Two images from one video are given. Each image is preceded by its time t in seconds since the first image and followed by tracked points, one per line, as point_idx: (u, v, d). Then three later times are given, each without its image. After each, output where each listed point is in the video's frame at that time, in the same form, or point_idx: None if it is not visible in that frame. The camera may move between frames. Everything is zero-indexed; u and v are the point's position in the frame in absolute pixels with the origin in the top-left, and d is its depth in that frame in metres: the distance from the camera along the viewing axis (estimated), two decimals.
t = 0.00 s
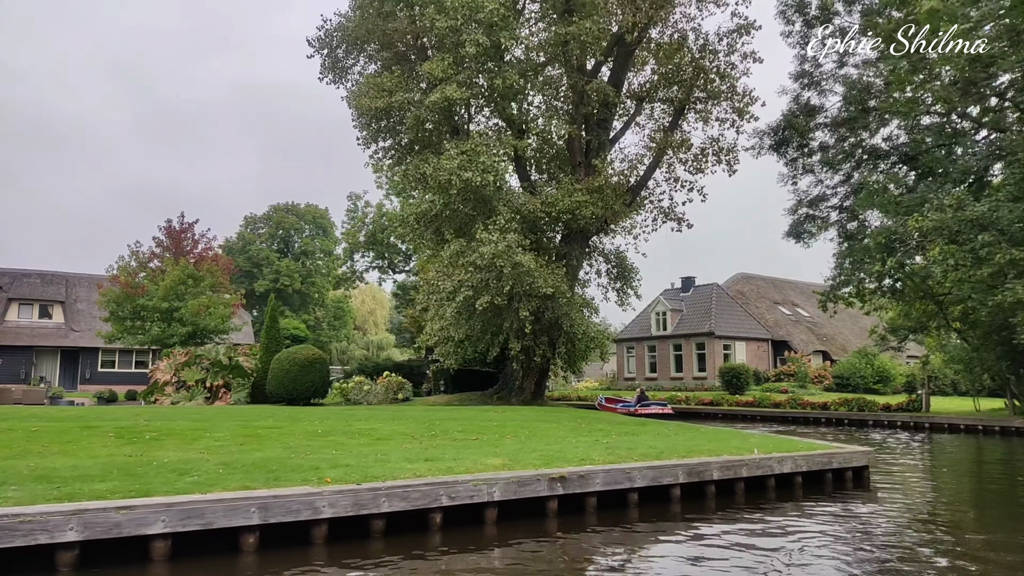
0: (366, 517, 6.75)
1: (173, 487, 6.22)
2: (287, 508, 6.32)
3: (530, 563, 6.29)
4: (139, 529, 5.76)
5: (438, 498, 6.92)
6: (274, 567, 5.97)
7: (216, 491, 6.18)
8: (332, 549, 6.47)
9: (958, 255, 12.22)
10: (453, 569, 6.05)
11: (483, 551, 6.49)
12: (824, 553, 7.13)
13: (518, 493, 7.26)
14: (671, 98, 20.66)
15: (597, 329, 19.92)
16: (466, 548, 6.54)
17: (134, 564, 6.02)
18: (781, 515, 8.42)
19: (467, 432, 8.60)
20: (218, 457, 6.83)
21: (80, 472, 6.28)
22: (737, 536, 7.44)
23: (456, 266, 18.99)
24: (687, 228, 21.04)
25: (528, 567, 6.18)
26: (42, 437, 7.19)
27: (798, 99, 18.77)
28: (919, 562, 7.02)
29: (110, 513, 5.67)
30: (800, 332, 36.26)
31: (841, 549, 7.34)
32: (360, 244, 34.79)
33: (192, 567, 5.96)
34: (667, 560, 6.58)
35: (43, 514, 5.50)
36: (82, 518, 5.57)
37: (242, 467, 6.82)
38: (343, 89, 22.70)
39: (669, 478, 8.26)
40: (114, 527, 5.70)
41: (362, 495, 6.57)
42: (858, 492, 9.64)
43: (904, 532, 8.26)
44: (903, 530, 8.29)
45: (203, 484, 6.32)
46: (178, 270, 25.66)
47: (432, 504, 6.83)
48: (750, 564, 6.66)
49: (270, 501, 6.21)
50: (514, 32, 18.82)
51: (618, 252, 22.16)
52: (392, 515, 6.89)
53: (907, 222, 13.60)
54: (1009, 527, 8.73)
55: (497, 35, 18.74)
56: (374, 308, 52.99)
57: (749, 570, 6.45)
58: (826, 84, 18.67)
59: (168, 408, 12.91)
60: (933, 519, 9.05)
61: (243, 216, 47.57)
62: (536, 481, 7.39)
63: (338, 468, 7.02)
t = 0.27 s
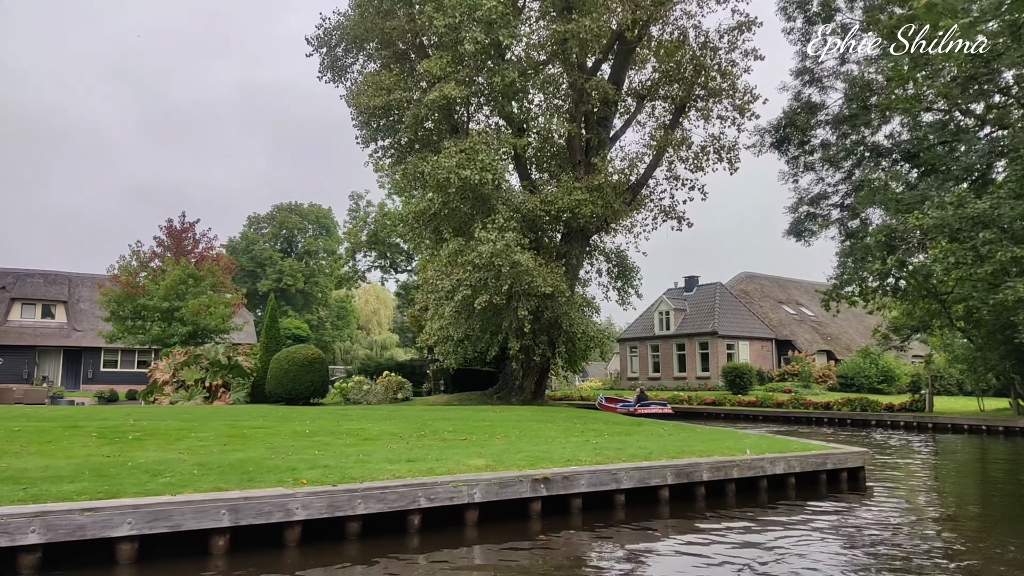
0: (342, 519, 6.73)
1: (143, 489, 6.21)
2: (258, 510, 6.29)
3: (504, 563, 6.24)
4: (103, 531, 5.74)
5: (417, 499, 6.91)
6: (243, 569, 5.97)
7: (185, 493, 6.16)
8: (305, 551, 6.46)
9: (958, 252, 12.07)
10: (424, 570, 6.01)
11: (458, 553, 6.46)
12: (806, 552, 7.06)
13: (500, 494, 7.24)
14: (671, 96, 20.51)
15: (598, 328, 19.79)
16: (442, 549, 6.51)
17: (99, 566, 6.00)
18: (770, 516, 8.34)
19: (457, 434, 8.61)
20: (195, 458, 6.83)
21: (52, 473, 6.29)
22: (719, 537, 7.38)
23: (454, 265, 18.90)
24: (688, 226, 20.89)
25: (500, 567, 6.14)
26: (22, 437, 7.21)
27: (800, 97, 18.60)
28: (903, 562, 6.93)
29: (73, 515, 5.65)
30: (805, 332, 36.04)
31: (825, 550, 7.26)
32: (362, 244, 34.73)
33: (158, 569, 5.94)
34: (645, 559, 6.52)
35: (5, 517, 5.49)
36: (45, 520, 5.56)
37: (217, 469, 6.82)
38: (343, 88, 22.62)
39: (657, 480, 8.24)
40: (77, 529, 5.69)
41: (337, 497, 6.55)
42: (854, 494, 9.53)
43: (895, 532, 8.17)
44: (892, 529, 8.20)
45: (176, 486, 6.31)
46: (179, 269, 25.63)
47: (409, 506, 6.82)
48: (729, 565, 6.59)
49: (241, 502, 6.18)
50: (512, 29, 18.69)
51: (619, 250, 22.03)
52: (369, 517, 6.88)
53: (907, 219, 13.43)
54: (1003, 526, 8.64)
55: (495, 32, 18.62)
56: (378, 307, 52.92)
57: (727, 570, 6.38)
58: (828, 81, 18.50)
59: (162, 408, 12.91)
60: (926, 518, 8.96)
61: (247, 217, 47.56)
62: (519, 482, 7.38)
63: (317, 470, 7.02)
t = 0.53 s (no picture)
0: (318, 521, 6.66)
1: (111, 490, 6.13)
2: (230, 512, 6.21)
3: (479, 565, 6.15)
4: (67, 533, 5.66)
5: (395, 501, 6.83)
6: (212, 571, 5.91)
7: (155, 494, 6.09)
8: (278, 553, 6.39)
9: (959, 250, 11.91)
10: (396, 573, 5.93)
11: (432, 555, 6.38)
12: (791, 553, 6.93)
13: (481, 496, 7.16)
14: (673, 93, 20.35)
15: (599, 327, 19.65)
16: (417, 551, 6.43)
17: (63, 569, 5.93)
18: (759, 517, 8.22)
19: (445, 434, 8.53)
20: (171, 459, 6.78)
21: (22, 474, 6.23)
22: (704, 538, 7.26)
23: (454, 264, 18.79)
24: (689, 225, 20.74)
25: (475, 569, 6.05)
26: None
27: (802, 93, 18.42)
28: (891, 563, 6.80)
29: (36, 517, 5.57)
30: (810, 331, 35.81)
31: (813, 550, 7.13)
32: (364, 243, 34.67)
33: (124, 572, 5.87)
34: (624, 560, 6.41)
35: None
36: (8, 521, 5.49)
37: (192, 470, 6.76)
38: (343, 87, 22.55)
39: (645, 481, 8.13)
40: (41, 531, 5.60)
41: (311, 498, 6.47)
42: (850, 496, 9.39)
43: (886, 532, 8.03)
44: (884, 530, 8.06)
45: (147, 487, 6.25)
46: (180, 269, 25.60)
47: (386, 507, 6.75)
48: (711, 566, 6.47)
49: (211, 504, 6.10)
50: (512, 26, 18.56)
51: (620, 249, 21.89)
52: (345, 519, 6.81)
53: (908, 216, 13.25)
54: (999, 527, 8.48)
55: (495, 29, 18.49)
56: (382, 306, 52.86)
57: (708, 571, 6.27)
58: (830, 78, 18.32)
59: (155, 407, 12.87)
60: (921, 519, 8.81)
61: (251, 216, 47.57)
62: (501, 483, 7.29)
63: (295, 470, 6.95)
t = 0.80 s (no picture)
0: (292, 523, 6.64)
1: (80, 492, 6.08)
2: (201, 514, 6.16)
3: (453, 568, 6.08)
4: (32, 535, 5.59)
5: (373, 503, 6.78)
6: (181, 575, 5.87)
7: (126, 496, 6.05)
8: (250, 557, 6.35)
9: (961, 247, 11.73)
10: None
11: (407, 558, 6.33)
12: (775, 555, 6.82)
13: (463, 498, 7.10)
14: (675, 90, 20.19)
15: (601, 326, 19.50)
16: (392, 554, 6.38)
17: (31, 571, 5.89)
18: (749, 518, 8.11)
19: (434, 435, 8.47)
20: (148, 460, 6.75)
21: None
22: (688, 540, 7.17)
23: (454, 263, 18.69)
24: (692, 224, 20.58)
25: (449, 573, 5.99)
26: None
27: (806, 90, 18.23)
28: (878, 565, 6.69)
29: None
30: (816, 330, 35.55)
31: (799, 552, 7.02)
32: (368, 243, 34.60)
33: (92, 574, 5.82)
34: (603, 563, 6.33)
35: None
36: None
37: (169, 471, 6.72)
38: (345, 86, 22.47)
39: (633, 482, 8.04)
40: (5, 534, 5.54)
41: (285, 500, 6.41)
42: (847, 497, 9.24)
43: (879, 533, 7.90)
44: (876, 531, 7.91)
45: (119, 489, 6.20)
46: (182, 269, 25.59)
47: (364, 510, 6.70)
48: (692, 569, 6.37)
49: (181, 506, 6.05)
50: (512, 24, 18.43)
51: (623, 248, 21.74)
52: (321, 522, 6.77)
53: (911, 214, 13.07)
54: (997, 528, 8.31)
55: (495, 27, 18.37)
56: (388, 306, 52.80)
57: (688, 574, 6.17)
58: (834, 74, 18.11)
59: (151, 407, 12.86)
60: (917, 520, 8.66)
61: (256, 217, 47.60)
62: (483, 485, 7.23)
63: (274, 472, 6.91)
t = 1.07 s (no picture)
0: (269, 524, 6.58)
1: (50, 493, 6.02)
2: (173, 515, 6.11)
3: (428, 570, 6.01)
4: None
5: (352, 504, 6.73)
6: None
7: (97, 497, 6.00)
8: (224, 559, 6.29)
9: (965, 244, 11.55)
10: None
11: (382, 560, 6.26)
12: (760, 556, 6.71)
13: (445, 499, 7.03)
14: (679, 88, 20.03)
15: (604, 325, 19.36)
16: (369, 556, 6.32)
17: None
18: (739, 519, 8.01)
19: (422, 435, 8.41)
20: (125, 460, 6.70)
21: None
22: (672, 541, 7.08)
23: (454, 262, 18.60)
24: (696, 222, 20.42)
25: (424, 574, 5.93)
26: None
27: (810, 87, 18.04)
28: (864, 566, 6.57)
29: None
30: (823, 330, 35.29)
31: (786, 553, 6.92)
32: (372, 243, 34.56)
33: None
34: (582, 564, 6.24)
35: None
36: None
37: (145, 471, 6.68)
38: (346, 85, 22.41)
39: (621, 483, 7.94)
40: None
41: (261, 501, 6.35)
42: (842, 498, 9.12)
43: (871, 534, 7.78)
44: (868, 532, 7.79)
45: (91, 490, 6.15)
46: (186, 269, 25.59)
47: (341, 511, 6.64)
48: (672, 570, 6.28)
49: (152, 507, 6.00)
50: (513, 22, 18.32)
51: (626, 247, 21.60)
52: (297, 523, 6.70)
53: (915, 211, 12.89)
54: (994, 529, 8.16)
55: (496, 24, 18.26)
56: (394, 306, 52.78)
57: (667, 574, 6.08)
58: (839, 71, 17.92)
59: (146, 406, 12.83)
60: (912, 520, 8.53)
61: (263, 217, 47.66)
62: (466, 486, 7.16)
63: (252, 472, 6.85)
